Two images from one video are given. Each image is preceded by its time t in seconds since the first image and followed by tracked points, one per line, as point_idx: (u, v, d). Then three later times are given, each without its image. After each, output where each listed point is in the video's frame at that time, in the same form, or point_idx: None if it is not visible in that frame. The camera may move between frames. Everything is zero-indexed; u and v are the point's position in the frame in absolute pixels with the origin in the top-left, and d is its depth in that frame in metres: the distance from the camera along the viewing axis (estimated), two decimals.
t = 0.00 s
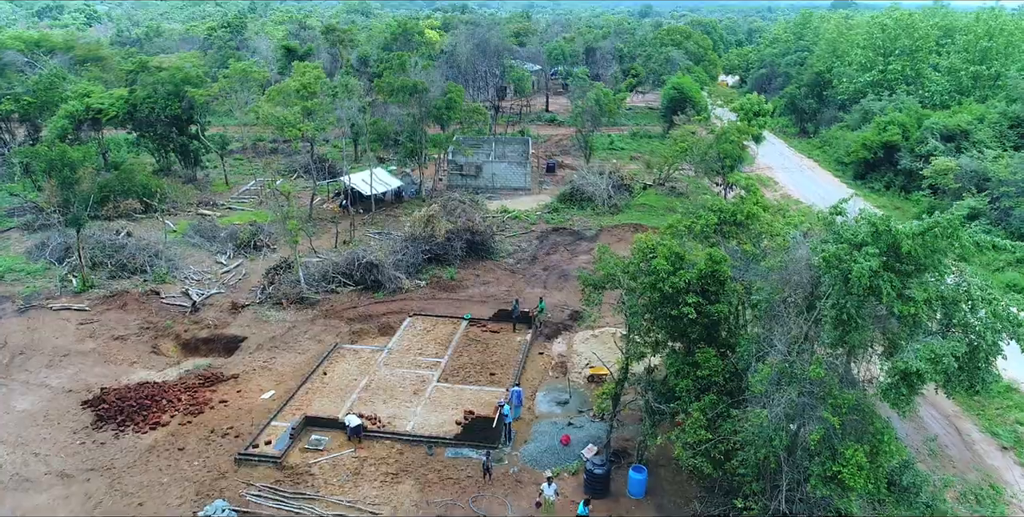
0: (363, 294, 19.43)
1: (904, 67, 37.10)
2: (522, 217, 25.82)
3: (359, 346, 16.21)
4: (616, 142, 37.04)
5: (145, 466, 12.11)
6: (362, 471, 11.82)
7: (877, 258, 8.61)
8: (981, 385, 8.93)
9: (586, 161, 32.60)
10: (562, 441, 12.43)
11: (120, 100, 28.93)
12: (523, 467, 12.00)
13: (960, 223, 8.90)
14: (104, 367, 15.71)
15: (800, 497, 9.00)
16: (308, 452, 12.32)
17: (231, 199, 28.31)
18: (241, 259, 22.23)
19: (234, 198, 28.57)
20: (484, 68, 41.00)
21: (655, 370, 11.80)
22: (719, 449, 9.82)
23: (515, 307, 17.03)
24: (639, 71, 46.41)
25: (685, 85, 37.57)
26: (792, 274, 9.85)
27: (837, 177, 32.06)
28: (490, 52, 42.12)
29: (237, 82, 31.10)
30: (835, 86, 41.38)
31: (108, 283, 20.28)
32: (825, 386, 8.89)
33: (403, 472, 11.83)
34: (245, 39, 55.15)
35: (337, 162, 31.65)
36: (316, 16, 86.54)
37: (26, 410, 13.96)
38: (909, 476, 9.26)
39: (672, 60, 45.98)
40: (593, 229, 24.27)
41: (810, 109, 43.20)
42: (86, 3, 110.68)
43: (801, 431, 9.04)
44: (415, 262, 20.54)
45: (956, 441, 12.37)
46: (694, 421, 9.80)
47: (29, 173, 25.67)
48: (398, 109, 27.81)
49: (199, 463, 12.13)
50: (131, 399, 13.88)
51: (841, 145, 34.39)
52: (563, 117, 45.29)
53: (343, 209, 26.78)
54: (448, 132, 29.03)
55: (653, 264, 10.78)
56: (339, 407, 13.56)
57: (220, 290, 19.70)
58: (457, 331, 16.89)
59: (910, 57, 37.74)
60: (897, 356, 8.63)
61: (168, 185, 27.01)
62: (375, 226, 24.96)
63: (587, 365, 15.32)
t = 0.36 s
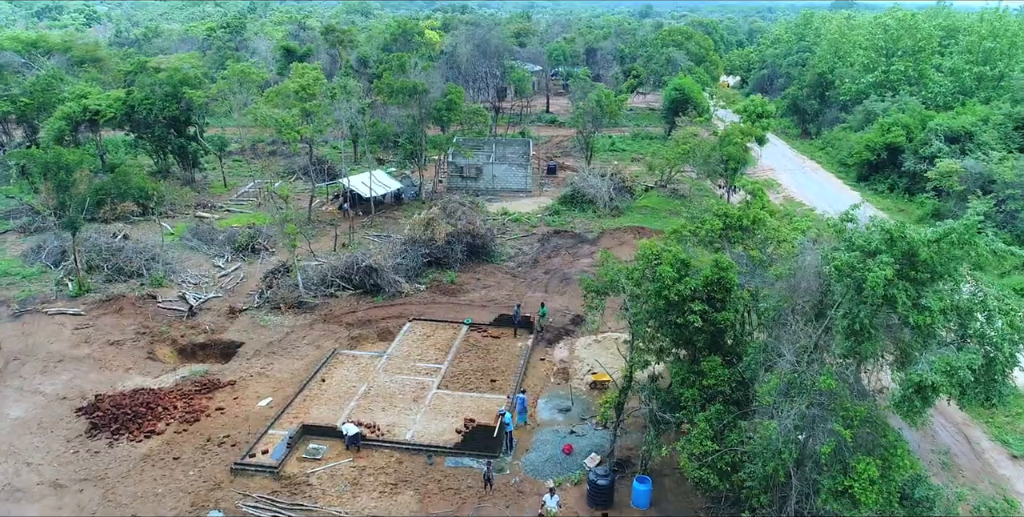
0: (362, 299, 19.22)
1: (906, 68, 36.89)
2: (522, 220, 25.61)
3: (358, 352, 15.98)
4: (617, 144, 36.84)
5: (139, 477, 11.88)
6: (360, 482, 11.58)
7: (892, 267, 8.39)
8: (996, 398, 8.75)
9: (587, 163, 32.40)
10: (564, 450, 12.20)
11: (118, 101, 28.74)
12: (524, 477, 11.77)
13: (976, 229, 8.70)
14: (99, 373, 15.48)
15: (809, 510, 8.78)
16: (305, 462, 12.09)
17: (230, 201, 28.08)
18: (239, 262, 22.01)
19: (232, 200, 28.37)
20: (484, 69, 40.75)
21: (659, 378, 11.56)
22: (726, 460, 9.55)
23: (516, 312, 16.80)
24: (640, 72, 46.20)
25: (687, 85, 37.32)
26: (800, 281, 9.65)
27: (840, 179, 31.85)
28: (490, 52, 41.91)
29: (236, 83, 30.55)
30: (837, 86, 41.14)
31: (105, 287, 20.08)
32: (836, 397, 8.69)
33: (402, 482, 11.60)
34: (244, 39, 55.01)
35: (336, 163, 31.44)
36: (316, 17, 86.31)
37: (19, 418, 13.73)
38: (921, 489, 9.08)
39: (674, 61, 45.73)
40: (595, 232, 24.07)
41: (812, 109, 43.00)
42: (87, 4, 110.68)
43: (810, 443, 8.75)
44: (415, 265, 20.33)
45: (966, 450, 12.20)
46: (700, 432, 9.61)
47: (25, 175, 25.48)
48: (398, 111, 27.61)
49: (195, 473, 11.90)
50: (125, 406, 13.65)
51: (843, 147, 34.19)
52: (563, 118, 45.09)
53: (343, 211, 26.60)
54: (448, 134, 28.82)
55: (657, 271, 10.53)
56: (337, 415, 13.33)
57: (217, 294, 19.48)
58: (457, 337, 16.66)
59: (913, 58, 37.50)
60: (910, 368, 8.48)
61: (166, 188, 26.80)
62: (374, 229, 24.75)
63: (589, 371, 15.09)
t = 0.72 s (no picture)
0: (360, 303, 18.99)
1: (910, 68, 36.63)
2: (523, 223, 25.38)
3: (356, 357, 15.74)
4: (618, 145, 36.60)
5: (133, 486, 11.65)
6: (358, 492, 11.35)
7: (908, 275, 8.15)
8: (1016, 412, 8.77)
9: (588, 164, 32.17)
10: (566, 459, 11.96)
11: (115, 102, 28.52)
12: (526, 487, 11.53)
13: (993, 235, 8.45)
14: (93, 379, 15.26)
15: None
16: (302, 471, 11.86)
17: (228, 203, 27.87)
18: (237, 265, 21.80)
19: (230, 202, 28.16)
20: (484, 70, 40.42)
21: (663, 386, 11.32)
22: (733, 472, 9.33)
23: (517, 316, 16.56)
24: (641, 72, 45.99)
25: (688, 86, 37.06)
26: (809, 289, 9.44)
27: (843, 180, 31.62)
28: (491, 53, 41.68)
29: (234, 84, 30.30)
30: (840, 87, 40.88)
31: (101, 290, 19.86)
32: (848, 410, 8.51)
33: (401, 492, 11.36)
34: (244, 39, 54.85)
35: (335, 164, 31.22)
36: (316, 17, 86.07)
37: (11, 425, 13.51)
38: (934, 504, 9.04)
39: (675, 61, 45.47)
40: (596, 235, 23.84)
41: (814, 110, 42.75)
42: (88, 4, 110.60)
43: (822, 457, 8.54)
44: (414, 269, 20.11)
45: (976, 459, 12.03)
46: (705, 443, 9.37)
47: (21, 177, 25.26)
48: (397, 112, 27.37)
49: (190, 483, 11.67)
50: (120, 414, 13.42)
51: (846, 148, 33.96)
52: (564, 119, 44.85)
53: (342, 213, 26.41)
54: (448, 135, 28.59)
55: (662, 278, 10.28)
56: (335, 422, 13.09)
57: (215, 298, 19.27)
58: (457, 342, 16.42)
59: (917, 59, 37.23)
60: (925, 381, 8.32)
61: (163, 190, 26.57)
62: (374, 231, 24.54)
63: (591, 378, 14.86)
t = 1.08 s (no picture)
0: (359, 307, 18.72)
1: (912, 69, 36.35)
2: (523, 225, 25.12)
3: (354, 364, 15.47)
4: (619, 146, 36.33)
5: (125, 499, 11.38)
6: (356, 504, 11.08)
7: (927, 286, 7.95)
8: None
9: (589, 166, 31.92)
10: (569, 470, 11.72)
11: (112, 103, 28.25)
12: (527, 499, 11.27)
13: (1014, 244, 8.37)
14: (86, 387, 14.99)
15: None
16: (298, 483, 11.59)
17: (226, 206, 27.62)
18: (234, 268, 21.54)
19: (228, 204, 27.91)
20: (484, 69, 40.13)
21: (667, 396, 11.06)
22: (740, 486, 9.06)
23: (518, 322, 16.30)
24: (642, 73, 45.77)
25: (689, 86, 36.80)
26: (819, 299, 9.16)
27: (846, 182, 31.37)
28: (491, 53, 41.42)
29: (232, 85, 30.05)
30: (842, 88, 40.62)
31: (95, 295, 19.60)
32: (861, 424, 8.34)
33: (400, 504, 11.10)
34: (243, 40, 54.59)
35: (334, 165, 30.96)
36: (315, 17, 85.80)
37: (2, 435, 13.24)
38: None
39: (676, 62, 45.16)
40: (598, 237, 23.57)
41: (816, 111, 42.48)
42: (87, 4, 110.47)
43: (834, 472, 8.35)
44: (413, 273, 19.86)
45: (987, 469, 11.95)
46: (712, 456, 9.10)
47: (15, 180, 24.98)
48: (396, 113, 27.10)
49: (183, 495, 11.40)
50: (113, 423, 13.16)
51: (849, 149, 33.70)
52: (564, 120, 44.60)
53: (341, 216, 26.18)
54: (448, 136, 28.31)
55: (667, 285, 10.02)
56: (332, 432, 12.83)
57: (211, 303, 19.01)
58: (457, 348, 16.14)
59: (920, 59, 36.96)
60: (944, 397, 8.17)
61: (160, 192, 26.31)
62: (373, 234, 24.29)
63: (593, 385, 14.59)
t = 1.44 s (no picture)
0: (356, 314, 18.34)
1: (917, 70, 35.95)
2: (524, 229, 24.75)
3: (350, 374, 15.10)
4: (620, 148, 35.94)
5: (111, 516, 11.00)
6: None
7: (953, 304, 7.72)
8: None
9: (590, 168, 31.54)
10: (571, 486, 11.34)
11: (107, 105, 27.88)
12: None
13: None
14: (75, 397, 14.62)
15: None
16: (291, 500, 11.21)
17: (222, 209, 27.25)
18: (230, 274, 21.17)
19: (224, 207, 27.55)
20: (484, 70, 39.72)
21: (673, 411, 10.67)
22: (751, 508, 8.68)
23: (518, 330, 15.93)
24: (643, 73, 45.39)
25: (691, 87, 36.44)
26: (834, 313, 8.89)
27: (850, 184, 30.98)
28: (490, 54, 41.04)
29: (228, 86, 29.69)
30: (845, 89, 40.21)
31: (88, 301, 19.24)
32: (878, 447, 8.16)
33: None
34: (242, 40, 54.23)
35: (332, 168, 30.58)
36: (315, 17, 85.48)
37: None
38: None
39: (678, 63, 44.75)
40: (599, 241, 23.20)
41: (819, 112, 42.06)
42: (88, 4, 110.34)
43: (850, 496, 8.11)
44: (411, 278, 19.49)
45: (1003, 485, 11.86)
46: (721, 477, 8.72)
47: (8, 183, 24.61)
48: (395, 115, 26.71)
49: (172, 512, 11.02)
50: (101, 436, 12.78)
51: (853, 151, 33.33)
52: (565, 121, 44.22)
53: (338, 219, 25.80)
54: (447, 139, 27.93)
55: (673, 297, 9.62)
56: (326, 446, 12.46)
57: (205, 309, 18.63)
58: (455, 357, 15.76)
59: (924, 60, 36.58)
60: (972, 422, 8.14)
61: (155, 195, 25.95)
62: (371, 238, 23.93)
63: (596, 396, 14.22)
